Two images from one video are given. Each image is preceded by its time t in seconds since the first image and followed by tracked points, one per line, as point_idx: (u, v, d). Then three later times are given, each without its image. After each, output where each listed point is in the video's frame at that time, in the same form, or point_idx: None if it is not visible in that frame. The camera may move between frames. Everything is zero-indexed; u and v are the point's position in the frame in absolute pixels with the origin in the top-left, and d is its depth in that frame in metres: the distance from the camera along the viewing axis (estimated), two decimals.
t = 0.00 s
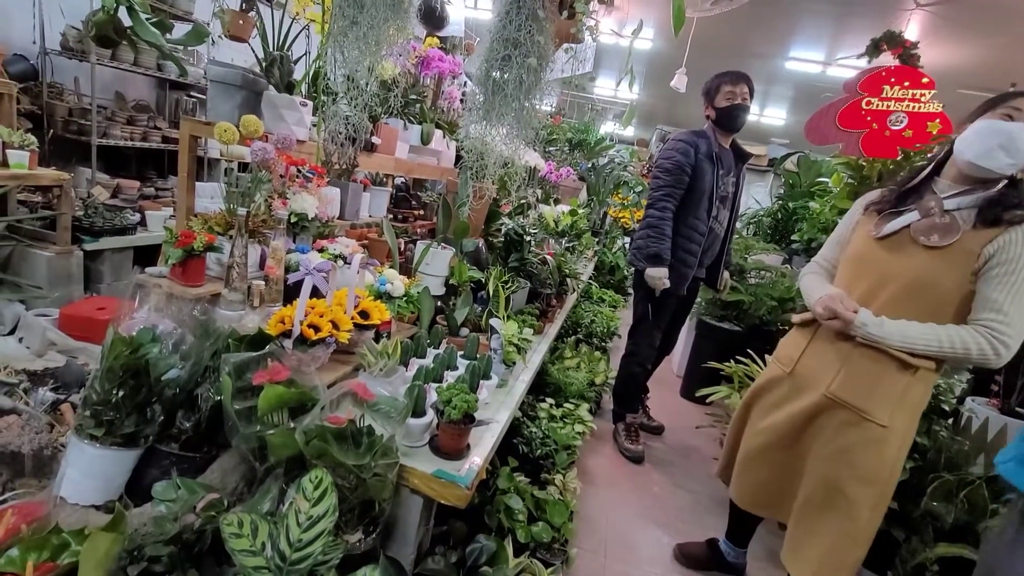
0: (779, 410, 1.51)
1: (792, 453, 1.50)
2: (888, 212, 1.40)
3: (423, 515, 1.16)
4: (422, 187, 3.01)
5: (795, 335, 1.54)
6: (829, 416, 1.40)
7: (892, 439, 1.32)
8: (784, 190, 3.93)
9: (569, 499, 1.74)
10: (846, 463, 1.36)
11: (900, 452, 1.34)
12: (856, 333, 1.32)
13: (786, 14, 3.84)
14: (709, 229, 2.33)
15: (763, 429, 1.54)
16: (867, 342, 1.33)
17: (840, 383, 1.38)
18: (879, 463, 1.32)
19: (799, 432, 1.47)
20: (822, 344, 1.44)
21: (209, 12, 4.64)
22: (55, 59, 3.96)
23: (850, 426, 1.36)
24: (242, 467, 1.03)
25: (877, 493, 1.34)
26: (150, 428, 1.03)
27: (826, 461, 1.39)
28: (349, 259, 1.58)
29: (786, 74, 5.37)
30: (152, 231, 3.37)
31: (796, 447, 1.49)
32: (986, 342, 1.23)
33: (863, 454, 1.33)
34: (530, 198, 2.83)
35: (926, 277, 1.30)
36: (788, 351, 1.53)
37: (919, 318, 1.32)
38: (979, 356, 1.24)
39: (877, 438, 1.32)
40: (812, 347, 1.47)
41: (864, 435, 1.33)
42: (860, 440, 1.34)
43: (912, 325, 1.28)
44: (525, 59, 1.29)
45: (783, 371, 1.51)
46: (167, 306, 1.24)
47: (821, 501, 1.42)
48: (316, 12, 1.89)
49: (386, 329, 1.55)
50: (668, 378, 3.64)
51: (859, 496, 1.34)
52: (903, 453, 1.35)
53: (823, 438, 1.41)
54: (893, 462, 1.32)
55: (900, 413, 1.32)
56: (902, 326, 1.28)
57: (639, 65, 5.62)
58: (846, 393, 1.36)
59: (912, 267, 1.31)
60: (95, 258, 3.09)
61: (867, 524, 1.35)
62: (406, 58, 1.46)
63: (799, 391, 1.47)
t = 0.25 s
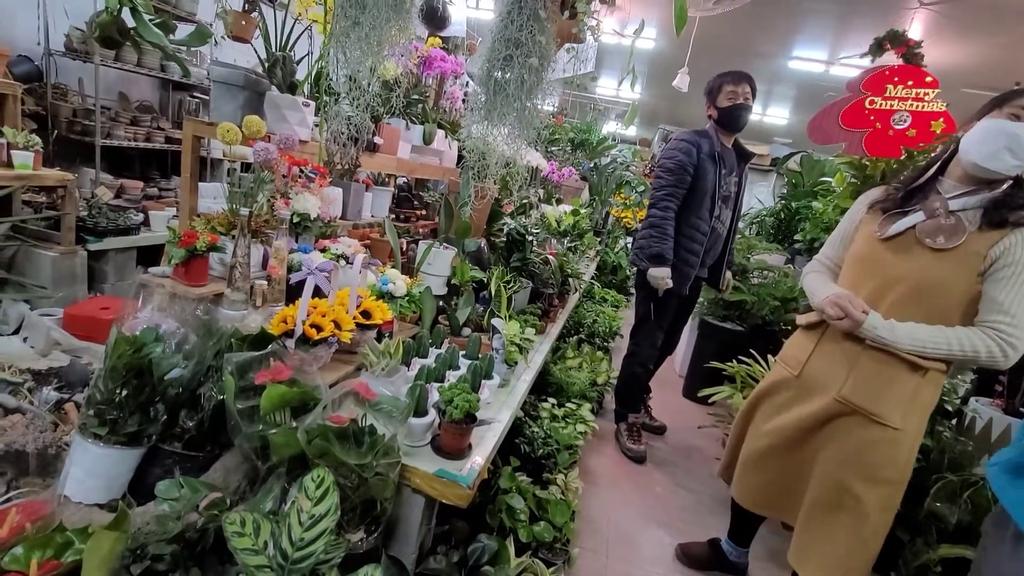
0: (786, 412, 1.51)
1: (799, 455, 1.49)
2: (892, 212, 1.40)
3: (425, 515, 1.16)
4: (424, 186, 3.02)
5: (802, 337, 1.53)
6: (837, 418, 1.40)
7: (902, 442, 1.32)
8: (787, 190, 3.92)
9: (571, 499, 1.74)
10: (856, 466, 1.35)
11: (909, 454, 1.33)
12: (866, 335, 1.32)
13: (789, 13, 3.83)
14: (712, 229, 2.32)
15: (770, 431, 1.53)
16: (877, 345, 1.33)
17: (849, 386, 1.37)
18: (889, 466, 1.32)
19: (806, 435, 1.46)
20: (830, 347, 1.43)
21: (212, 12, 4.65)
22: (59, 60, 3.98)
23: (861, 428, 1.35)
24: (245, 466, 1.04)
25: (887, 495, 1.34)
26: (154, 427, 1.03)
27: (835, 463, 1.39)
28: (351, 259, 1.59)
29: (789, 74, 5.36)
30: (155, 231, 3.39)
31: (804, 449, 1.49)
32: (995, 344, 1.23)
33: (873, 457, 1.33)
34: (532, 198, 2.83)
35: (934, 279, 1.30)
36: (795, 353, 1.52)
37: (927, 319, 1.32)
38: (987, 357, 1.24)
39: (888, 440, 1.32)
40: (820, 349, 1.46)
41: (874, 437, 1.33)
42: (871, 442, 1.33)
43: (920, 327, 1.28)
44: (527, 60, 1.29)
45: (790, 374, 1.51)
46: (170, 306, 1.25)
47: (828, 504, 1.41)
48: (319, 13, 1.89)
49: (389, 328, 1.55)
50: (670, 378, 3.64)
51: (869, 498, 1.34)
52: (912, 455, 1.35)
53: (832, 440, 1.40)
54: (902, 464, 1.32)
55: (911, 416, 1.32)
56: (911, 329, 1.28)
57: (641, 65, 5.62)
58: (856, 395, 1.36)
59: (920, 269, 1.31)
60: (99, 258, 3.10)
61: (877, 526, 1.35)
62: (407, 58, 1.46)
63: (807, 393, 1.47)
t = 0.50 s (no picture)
0: (792, 415, 1.50)
1: (806, 458, 1.49)
2: (893, 212, 1.39)
3: (426, 515, 1.16)
4: (426, 187, 3.02)
5: (807, 340, 1.52)
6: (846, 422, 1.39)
7: (911, 444, 1.31)
8: (789, 189, 3.91)
9: (572, 499, 1.74)
10: (864, 469, 1.35)
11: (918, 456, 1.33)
12: (875, 339, 1.31)
13: (791, 13, 3.83)
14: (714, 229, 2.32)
15: (776, 434, 1.52)
16: (885, 348, 1.32)
17: (858, 389, 1.36)
18: (898, 468, 1.32)
19: (813, 438, 1.45)
20: (837, 350, 1.43)
21: (214, 14, 4.66)
22: (62, 61, 3.99)
23: (870, 432, 1.35)
24: (246, 466, 1.04)
25: (895, 498, 1.33)
26: (156, 428, 1.04)
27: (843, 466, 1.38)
28: (352, 259, 1.59)
29: (791, 73, 5.35)
30: (158, 232, 3.40)
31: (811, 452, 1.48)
32: (1003, 344, 1.23)
33: (883, 460, 1.32)
34: (533, 199, 2.83)
35: (939, 280, 1.29)
36: (800, 356, 1.52)
37: (934, 321, 1.32)
38: (995, 358, 1.25)
39: (897, 443, 1.32)
40: (826, 352, 1.45)
41: (884, 440, 1.33)
42: (880, 446, 1.33)
43: (927, 329, 1.29)
44: (527, 60, 1.29)
45: (796, 377, 1.50)
46: (172, 307, 1.25)
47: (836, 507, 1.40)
48: (320, 14, 1.90)
49: (390, 329, 1.55)
50: (672, 378, 3.63)
51: (878, 501, 1.33)
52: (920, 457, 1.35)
53: (841, 443, 1.40)
54: (911, 467, 1.32)
55: (920, 418, 1.32)
56: (920, 332, 1.28)
57: (643, 65, 5.62)
58: (865, 399, 1.35)
59: (926, 270, 1.30)
60: (101, 259, 3.11)
61: (886, 528, 1.35)
62: (408, 59, 1.46)
63: (814, 396, 1.46)
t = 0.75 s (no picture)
0: (798, 418, 1.49)
1: (813, 460, 1.48)
2: (894, 212, 1.39)
3: (428, 516, 1.17)
4: (427, 188, 3.02)
5: (811, 342, 1.51)
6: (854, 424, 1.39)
7: (920, 446, 1.32)
8: (790, 189, 3.90)
9: (574, 500, 1.74)
10: (874, 471, 1.34)
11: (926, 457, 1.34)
12: (884, 341, 1.30)
13: (792, 12, 3.82)
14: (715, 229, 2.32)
15: (782, 437, 1.52)
16: (894, 350, 1.31)
17: (866, 392, 1.36)
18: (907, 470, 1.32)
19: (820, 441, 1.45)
20: (843, 352, 1.42)
21: (216, 16, 4.68)
22: (66, 64, 4.01)
23: (879, 434, 1.34)
24: (249, 467, 1.05)
25: (905, 499, 1.33)
26: (158, 429, 1.04)
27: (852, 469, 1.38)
28: (354, 260, 1.59)
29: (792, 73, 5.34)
30: (160, 233, 3.41)
31: (819, 455, 1.48)
32: (1012, 342, 1.23)
33: (893, 462, 1.32)
34: (535, 199, 2.83)
35: (945, 280, 1.29)
36: (805, 358, 1.51)
37: (941, 321, 1.32)
38: (1004, 357, 1.25)
39: (906, 445, 1.31)
40: (831, 355, 1.44)
41: (893, 442, 1.32)
42: (889, 448, 1.33)
43: (935, 330, 1.28)
44: (528, 61, 1.29)
45: (802, 380, 1.49)
46: (175, 308, 1.25)
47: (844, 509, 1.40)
48: (322, 15, 1.90)
49: (391, 329, 1.56)
50: (674, 378, 3.63)
51: (888, 503, 1.33)
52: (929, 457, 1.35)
53: (849, 446, 1.39)
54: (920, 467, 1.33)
55: (928, 419, 1.32)
56: (928, 333, 1.28)
57: (644, 65, 5.62)
58: (874, 401, 1.35)
59: (932, 271, 1.30)
60: (104, 261, 3.13)
61: (897, 530, 1.35)
62: (409, 60, 1.46)
63: (821, 399, 1.45)
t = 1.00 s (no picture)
0: (802, 419, 1.49)
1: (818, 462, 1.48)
2: (893, 212, 1.38)
3: (430, 516, 1.17)
4: (428, 188, 3.03)
5: (813, 343, 1.51)
6: (860, 425, 1.39)
7: (926, 446, 1.32)
8: (792, 188, 3.89)
9: (576, 499, 1.74)
10: (880, 473, 1.34)
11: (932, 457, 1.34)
12: (890, 342, 1.30)
13: (793, 11, 3.82)
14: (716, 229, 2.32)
15: (787, 438, 1.51)
16: (901, 351, 1.31)
17: (872, 393, 1.36)
18: (914, 471, 1.32)
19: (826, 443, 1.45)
20: (847, 354, 1.42)
21: (217, 18, 4.69)
22: (68, 66, 4.02)
23: (886, 435, 1.34)
24: (252, 467, 1.05)
25: (911, 500, 1.33)
26: (162, 429, 1.05)
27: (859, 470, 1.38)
28: (356, 261, 1.60)
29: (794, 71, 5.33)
30: (162, 234, 3.43)
31: (824, 457, 1.48)
32: (1016, 340, 1.24)
33: (900, 463, 1.32)
34: (536, 199, 2.83)
35: (949, 279, 1.29)
36: (807, 359, 1.50)
37: (946, 321, 1.32)
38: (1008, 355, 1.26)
39: (913, 446, 1.31)
40: (835, 356, 1.44)
41: (900, 443, 1.32)
42: (897, 449, 1.32)
43: (940, 330, 1.28)
44: (528, 61, 1.29)
45: (805, 382, 1.48)
46: (177, 309, 1.26)
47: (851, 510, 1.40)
48: (323, 16, 1.90)
49: (393, 330, 1.56)
50: (676, 378, 3.63)
51: (895, 504, 1.33)
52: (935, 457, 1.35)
53: (855, 448, 1.39)
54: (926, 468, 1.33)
55: (934, 420, 1.32)
56: (934, 333, 1.28)
57: (645, 65, 5.62)
58: (879, 402, 1.34)
59: (936, 270, 1.30)
60: (107, 262, 3.14)
61: (905, 530, 1.35)
62: (410, 61, 1.46)
63: (825, 401, 1.45)
